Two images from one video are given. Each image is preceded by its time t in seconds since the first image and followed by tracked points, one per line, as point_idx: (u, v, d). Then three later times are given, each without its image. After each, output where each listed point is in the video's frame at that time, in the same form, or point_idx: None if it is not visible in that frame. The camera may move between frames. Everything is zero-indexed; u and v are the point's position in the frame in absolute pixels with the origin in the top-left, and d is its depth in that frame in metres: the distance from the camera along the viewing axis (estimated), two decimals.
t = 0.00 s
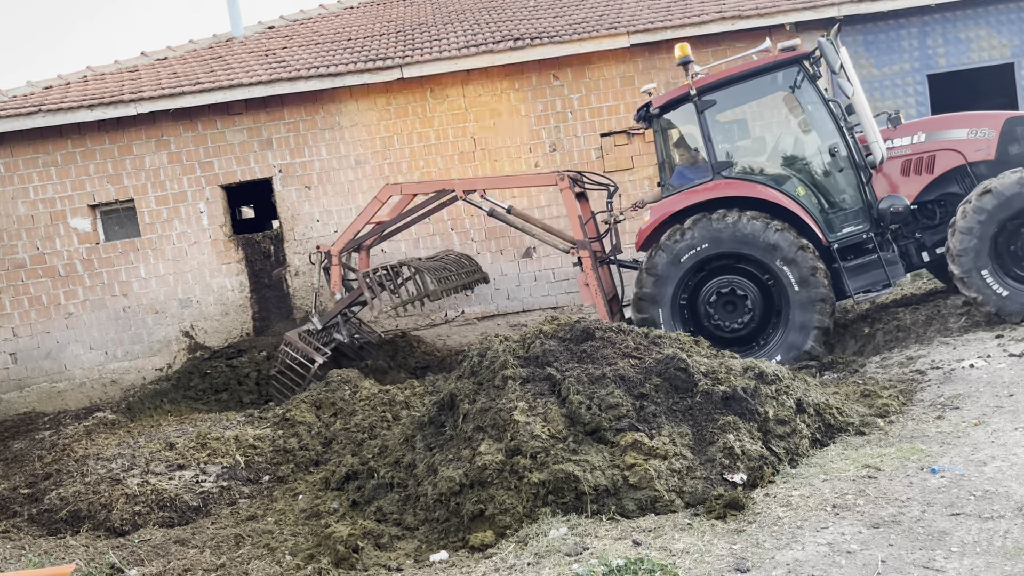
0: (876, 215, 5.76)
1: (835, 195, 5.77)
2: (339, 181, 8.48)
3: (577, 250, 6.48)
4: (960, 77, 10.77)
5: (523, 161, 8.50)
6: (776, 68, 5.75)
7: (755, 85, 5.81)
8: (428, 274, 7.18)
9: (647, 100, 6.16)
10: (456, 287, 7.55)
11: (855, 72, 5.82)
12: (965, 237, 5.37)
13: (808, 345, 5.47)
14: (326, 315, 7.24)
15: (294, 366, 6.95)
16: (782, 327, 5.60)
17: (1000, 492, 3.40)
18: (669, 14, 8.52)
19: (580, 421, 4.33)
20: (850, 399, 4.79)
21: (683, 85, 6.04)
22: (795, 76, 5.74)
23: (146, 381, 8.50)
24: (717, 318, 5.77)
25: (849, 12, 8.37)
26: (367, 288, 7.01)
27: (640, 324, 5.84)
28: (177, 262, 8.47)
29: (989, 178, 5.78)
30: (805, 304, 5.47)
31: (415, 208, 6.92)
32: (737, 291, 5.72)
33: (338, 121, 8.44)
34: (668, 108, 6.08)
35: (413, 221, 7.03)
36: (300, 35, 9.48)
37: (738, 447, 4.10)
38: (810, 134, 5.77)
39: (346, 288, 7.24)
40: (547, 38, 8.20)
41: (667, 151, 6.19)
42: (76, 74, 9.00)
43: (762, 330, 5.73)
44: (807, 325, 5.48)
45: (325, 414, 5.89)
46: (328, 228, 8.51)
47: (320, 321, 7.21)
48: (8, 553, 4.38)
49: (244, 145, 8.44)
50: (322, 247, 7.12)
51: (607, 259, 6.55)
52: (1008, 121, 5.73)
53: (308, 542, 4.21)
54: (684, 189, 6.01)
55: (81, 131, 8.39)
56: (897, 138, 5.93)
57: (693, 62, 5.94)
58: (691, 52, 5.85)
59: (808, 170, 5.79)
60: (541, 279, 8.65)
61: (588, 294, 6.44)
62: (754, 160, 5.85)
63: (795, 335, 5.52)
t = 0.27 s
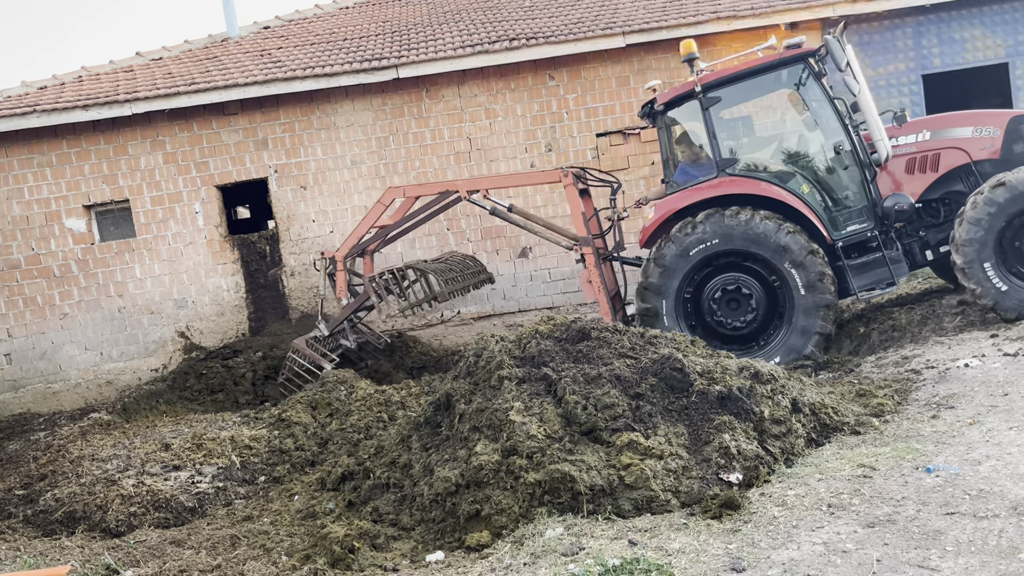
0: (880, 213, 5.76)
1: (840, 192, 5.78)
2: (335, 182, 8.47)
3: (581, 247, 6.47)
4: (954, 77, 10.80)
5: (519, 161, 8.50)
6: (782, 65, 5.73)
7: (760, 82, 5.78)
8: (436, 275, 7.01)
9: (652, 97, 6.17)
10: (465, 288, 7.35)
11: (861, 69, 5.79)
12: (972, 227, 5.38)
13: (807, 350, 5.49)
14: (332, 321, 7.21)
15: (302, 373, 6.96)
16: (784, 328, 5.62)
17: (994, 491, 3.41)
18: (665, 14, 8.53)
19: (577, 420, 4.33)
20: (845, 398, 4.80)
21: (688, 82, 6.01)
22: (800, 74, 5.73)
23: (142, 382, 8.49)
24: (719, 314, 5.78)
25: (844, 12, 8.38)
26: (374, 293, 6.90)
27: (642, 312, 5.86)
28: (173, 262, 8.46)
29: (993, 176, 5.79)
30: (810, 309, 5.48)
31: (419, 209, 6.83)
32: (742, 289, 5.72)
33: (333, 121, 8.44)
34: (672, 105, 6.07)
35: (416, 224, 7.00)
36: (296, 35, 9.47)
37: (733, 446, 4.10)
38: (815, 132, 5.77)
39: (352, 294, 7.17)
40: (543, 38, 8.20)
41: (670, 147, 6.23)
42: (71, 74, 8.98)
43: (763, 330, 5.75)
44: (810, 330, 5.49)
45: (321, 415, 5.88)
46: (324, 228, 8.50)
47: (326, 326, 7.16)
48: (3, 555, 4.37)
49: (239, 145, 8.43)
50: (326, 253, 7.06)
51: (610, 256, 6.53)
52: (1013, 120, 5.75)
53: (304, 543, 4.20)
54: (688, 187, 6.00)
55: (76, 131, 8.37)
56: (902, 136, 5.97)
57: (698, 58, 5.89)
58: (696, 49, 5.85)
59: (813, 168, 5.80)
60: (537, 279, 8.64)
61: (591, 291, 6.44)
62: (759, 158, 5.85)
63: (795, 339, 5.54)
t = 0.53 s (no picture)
0: (884, 211, 5.78)
1: (844, 191, 5.79)
2: (330, 182, 8.47)
3: (583, 245, 6.47)
4: (948, 78, 10.82)
5: (515, 162, 8.50)
6: (787, 62, 5.73)
7: (765, 80, 5.78)
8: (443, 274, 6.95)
9: (655, 94, 6.14)
10: (470, 288, 7.26)
11: (865, 67, 5.81)
12: (979, 218, 5.38)
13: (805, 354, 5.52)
14: (336, 321, 7.17)
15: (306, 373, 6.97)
16: (785, 330, 5.65)
17: (989, 491, 3.41)
18: (661, 14, 8.54)
19: (572, 421, 4.33)
20: (841, 398, 4.81)
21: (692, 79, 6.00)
22: (804, 72, 5.75)
23: (137, 382, 8.47)
24: (720, 311, 5.79)
25: (839, 12, 8.39)
26: (378, 293, 6.89)
27: (643, 302, 5.84)
28: (168, 263, 8.44)
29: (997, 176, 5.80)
30: (813, 313, 5.50)
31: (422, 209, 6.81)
32: (746, 288, 5.73)
33: (329, 121, 8.43)
34: (676, 102, 6.05)
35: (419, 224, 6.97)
36: (292, 36, 9.46)
37: (729, 447, 4.11)
38: (820, 130, 5.78)
39: (355, 295, 7.15)
40: (539, 39, 8.20)
41: (672, 145, 6.18)
42: (66, 74, 8.96)
43: (762, 331, 5.78)
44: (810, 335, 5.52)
45: (317, 415, 5.86)
46: (319, 228, 8.50)
47: (330, 326, 7.12)
48: None
49: (235, 145, 8.42)
50: (328, 255, 7.02)
51: (612, 253, 6.53)
52: (1017, 119, 5.75)
53: (299, 544, 4.20)
54: (692, 184, 6.00)
55: (71, 131, 8.35)
56: (906, 134, 5.95)
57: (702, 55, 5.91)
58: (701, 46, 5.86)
59: (817, 165, 5.80)
60: (533, 279, 8.64)
61: (594, 288, 6.45)
62: (764, 155, 5.84)
63: (795, 342, 5.57)
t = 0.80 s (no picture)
0: (889, 210, 5.78)
1: (850, 189, 5.78)
2: (326, 182, 8.46)
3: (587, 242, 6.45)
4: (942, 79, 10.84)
5: (511, 162, 8.50)
6: (793, 60, 5.73)
7: (771, 77, 5.78)
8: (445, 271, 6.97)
9: (662, 92, 6.16)
10: (474, 286, 7.26)
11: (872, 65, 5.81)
12: (991, 209, 5.42)
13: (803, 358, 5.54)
14: (341, 321, 7.12)
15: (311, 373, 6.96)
16: (787, 332, 5.66)
17: (984, 491, 3.42)
18: (657, 15, 8.54)
19: (569, 421, 4.33)
20: (837, 398, 4.82)
21: (698, 76, 6.01)
22: (811, 69, 5.74)
23: (133, 383, 8.46)
24: (724, 307, 5.81)
25: (835, 13, 8.39)
26: (383, 292, 6.85)
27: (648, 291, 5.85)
28: (164, 263, 8.43)
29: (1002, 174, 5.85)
30: (817, 319, 5.52)
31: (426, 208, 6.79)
32: (753, 287, 5.74)
33: (326, 121, 8.42)
34: (682, 100, 6.07)
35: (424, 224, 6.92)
36: (288, 36, 9.45)
37: (725, 447, 4.11)
38: (826, 128, 5.78)
39: (360, 294, 7.10)
40: (536, 39, 8.20)
41: (678, 142, 6.20)
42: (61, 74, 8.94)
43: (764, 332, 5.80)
44: (811, 340, 5.54)
45: (313, 416, 5.85)
46: (316, 228, 8.49)
47: (335, 326, 7.11)
48: None
49: (231, 145, 8.40)
50: (332, 254, 7.02)
51: (616, 250, 6.53)
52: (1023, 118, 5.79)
53: (296, 544, 4.19)
54: (697, 182, 6.01)
55: (66, 131, 8.33)
56: (912, 133, 5.98)
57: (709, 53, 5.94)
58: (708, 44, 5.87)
59: (823, 163, 5.80)
60: (529, 279, 8.64)
61: (598, 286, 6.42)
62: (770, 153, 5.85)
63: (794, 346, 5.58)
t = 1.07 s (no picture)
0: (896, 209, 5.78)
1: (857, 187, 5.78)
2: (322, 183, 8.45)
3: (592, 238, 6.47)
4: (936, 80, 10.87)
5: (506, 163, 8.51)
6: (802, 57, 5.72)
7: (780, 74, 5.76)
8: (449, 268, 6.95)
9: (669, 88, 6.17)
10: (479, 284, 7.24)
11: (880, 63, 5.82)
12: (1006, 198, 5.42)
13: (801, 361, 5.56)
14: (346, 320, 7.12)
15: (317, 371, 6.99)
16: (788, 335, 5.68)
17: (978, 491, 3.43)
18: (652, 16, 8.55)
19: (564, 422, 4.34)
20: (832, 399, 4.83)
21: (706, 73, 6.00)
22: (819, 66, 5.73)
23: (128, 383, 8.44)
24: (728, 303, 5.82)
25: (830, 14, 8.40)
26: (388, 291, 6.86)
27: (655, 277, 5.86)
28: (159, 264, 8.41)
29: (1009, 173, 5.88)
30: (820, 326, 5.53)
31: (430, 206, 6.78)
32: (761, 286, 5.75)
33: (321, 122, 8.41)
34: (689, 96, 6.08)
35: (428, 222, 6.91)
36: (283, 36, 9.44)
37: (720, 447, 4.12)
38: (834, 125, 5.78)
39: (364, 292, 7.08)
40: (531, 40, 8.20)
41: (684, 138, 6.26)
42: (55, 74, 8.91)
43: (765, 331, 5.82)
44: (811, 345, 5.56)
45: (309, 417, 5.84)
46: (311, 228, 8.48)
47: (340, 325, 7.09)
48: None
49: (226, 146, 8.39)
50: (337, 251, 6.96)
51: (622, 247, 6.54)
52: None
53: (291, 545, 4.19)
54: (704, 180, 6.01)
55: (61, 132, 8.31)
56: (919, 132, 6.00)
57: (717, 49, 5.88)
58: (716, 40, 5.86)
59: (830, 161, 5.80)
60: (525, 280, 8.65)
61: (603, 283, 6.43)
62: (777, 150, 5.86)
63: (794, 348, 5.60)
